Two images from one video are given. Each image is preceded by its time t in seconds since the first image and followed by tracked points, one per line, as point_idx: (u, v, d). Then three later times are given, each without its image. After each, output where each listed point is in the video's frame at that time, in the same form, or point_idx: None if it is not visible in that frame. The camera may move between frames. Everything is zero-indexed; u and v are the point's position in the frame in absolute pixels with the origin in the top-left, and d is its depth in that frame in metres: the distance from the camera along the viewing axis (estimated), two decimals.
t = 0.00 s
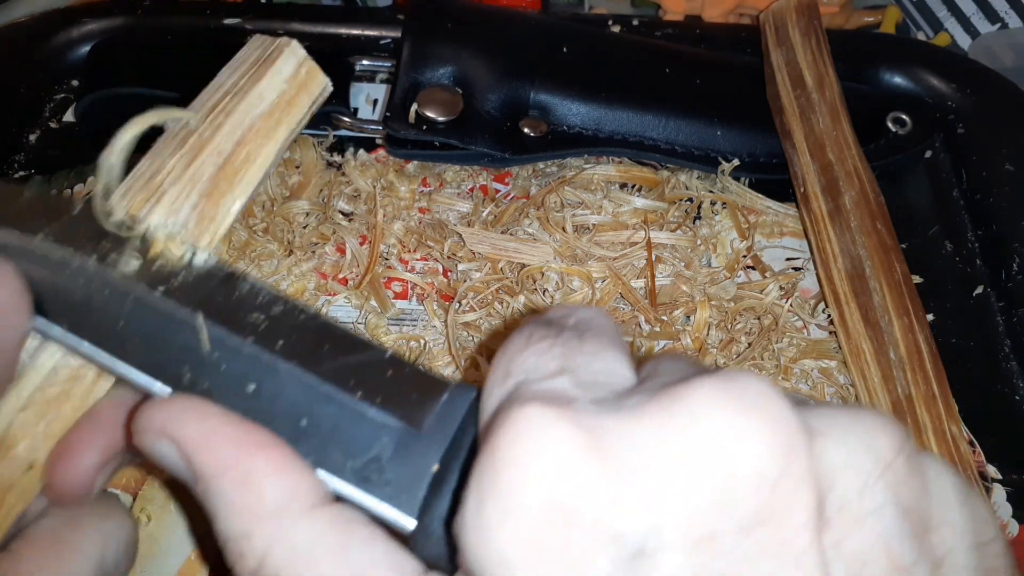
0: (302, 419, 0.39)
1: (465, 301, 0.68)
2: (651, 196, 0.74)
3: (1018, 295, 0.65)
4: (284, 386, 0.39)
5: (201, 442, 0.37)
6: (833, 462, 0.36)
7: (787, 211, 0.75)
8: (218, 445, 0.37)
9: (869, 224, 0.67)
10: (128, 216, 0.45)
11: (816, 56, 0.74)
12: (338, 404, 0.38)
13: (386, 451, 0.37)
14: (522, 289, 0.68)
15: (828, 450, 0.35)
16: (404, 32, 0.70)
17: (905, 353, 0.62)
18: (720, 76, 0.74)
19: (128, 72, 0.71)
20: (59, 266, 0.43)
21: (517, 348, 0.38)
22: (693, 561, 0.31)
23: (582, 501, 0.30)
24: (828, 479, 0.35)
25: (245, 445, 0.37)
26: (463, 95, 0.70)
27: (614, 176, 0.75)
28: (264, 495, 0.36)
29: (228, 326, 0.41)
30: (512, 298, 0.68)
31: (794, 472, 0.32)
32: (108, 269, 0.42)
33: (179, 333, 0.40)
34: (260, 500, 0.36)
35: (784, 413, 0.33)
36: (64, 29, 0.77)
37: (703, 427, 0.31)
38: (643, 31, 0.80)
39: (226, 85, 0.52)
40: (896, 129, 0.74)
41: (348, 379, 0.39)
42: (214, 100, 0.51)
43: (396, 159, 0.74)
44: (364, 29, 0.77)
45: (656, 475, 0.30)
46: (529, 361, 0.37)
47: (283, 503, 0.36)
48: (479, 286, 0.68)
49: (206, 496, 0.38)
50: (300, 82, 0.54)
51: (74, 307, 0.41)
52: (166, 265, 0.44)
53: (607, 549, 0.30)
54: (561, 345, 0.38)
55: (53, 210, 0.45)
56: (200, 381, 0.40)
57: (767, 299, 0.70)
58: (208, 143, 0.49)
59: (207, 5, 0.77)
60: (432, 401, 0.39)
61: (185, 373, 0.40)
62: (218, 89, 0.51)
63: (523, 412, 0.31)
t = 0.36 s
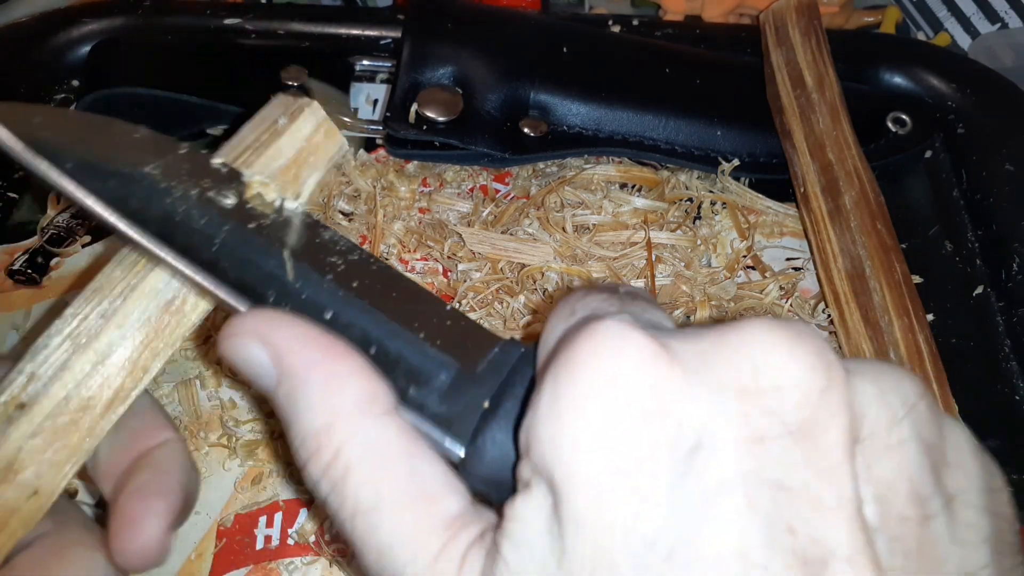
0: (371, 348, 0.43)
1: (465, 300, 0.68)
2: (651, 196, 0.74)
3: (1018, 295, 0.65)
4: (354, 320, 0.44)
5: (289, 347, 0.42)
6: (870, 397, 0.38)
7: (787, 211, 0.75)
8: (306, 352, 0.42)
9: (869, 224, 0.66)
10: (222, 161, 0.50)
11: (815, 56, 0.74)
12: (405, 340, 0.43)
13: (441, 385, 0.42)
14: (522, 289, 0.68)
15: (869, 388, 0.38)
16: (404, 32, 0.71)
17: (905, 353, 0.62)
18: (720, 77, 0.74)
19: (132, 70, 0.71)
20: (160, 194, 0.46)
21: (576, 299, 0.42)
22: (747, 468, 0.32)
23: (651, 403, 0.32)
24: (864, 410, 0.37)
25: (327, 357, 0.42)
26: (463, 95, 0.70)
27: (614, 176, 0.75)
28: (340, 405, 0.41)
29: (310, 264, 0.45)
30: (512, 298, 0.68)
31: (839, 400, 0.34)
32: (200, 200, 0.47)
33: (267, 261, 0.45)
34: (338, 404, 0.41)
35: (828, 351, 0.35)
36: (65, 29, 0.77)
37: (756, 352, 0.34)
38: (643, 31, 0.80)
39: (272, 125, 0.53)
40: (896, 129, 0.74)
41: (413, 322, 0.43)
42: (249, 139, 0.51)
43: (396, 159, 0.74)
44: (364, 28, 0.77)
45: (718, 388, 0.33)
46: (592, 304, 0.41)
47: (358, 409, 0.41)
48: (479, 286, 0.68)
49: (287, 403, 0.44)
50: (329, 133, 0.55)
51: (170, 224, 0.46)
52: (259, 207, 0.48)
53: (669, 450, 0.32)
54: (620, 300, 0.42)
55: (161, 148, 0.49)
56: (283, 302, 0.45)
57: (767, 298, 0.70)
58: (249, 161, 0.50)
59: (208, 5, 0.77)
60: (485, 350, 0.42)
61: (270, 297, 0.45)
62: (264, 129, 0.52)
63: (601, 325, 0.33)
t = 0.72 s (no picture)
0: (448, 321, 0.42)
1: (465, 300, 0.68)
2: (651, 196, 0.74)
3: (1018, 295, 0.65)
4: (426, 297, 0.43)
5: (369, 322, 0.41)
6: (953, 445, 0.34)
7: (787, 211, 0.75)
8: (392, 320, 0.41)
9: (869, 224, 0.66)
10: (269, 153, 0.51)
11: (816, 56, 0.74)
12: (483, 329, 0.42)
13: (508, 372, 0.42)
14: (522, 289, 0.67)
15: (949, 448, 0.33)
16: (404, 32, 0.71)
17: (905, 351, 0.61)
18: (719, 77, 0.74)
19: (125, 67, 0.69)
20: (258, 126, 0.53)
21: (668, 297, 0.39)
22: (841, 521, 0.30)
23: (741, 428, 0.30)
24: (952, 460, 0.33)
25: (415, 327, 0.40)
26: (463, 95, 0.70)
27: (614, 176, 0.75)
28: (422, 394, 0.38)
29: (388, 231, 0.46)
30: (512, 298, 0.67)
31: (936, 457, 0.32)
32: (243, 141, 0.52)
33: (351, 222, 0.46)
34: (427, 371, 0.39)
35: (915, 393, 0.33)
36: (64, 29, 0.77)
37: (857, 386, 0.32)
38: (643, 31, 0.81)
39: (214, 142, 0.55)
40: (896, 130, 0.75)
41: (500, 322, 0.44)
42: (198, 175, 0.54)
43: (396, 159, 0.74)
44: (364, 29, 0.77)
45: (815, 418, 0.31)
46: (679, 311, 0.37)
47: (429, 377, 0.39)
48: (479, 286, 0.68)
49: (361, 384, 0.39)
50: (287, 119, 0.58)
51: (257, 163, 0.51)
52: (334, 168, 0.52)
53: (762, 488, 0.30)
54: (706, 307, 0.38)
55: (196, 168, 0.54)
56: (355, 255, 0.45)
57: (767, 299, 0.70)
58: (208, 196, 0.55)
59: (208, 5, 0.77)
60: (542, 352, 0.43)
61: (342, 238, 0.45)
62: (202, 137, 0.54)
63: (693, 347, 0.32)
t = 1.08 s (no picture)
0: (308, 495, 0.36)
1: (465, 301, 0.68)
2: (651, 196, 0.74)
3: (1018, 295, 0.65)
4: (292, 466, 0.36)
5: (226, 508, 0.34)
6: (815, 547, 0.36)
7: (787, 211, 0.75)
8: (242, 511, 0.35)
9: (869, 224, 0.66)
10: (148, 293, 0.42)
11: (816, 56, 0.73)
12: (342, 481, 0.35)
13: (384, 530, 0.35)
14: (522, 289, 0.68)
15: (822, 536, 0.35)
16: (404, 32, 0.71)
17: (904, 353, 0.61)
18: (720, 77, 0.74)
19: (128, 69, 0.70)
20: (79, 337, 0.38)
21: (534, 428, 0.39)
22: None
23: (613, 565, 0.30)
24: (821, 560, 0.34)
25: (265, 516, 0.35)
26: (462, 95, 0.70)
27: (614, 176, 0.75)
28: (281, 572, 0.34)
29: (240, 402, 0.37)
30: (512, 298, 0.68)
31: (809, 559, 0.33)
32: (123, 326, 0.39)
33: (193, 406, 0.37)
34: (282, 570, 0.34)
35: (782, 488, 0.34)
36: (65, 30, 0.76)
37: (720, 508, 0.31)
38: (643, 31, 0.81)
39: (214, 87, 0.48)
40: (896, 130, 0.74)
41: (353, 460, 0.36)
42: (209, 124, 0.47)
43: (396, 159, 0.74)
44: (364, 29, 0.77)
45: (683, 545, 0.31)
46: (551, 437, 0.38)
47: None
48: (479, 286, 0.68)
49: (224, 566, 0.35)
50: (270, 77, 0.50)
51: (91, 369, 0.38)
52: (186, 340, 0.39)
53: None
54: (578, 424, 0.39)
55: (80, 281, 0.40)
56: (213, 452, 0.37)
57: (767, 298, 0.70)
58: (217, 151, 0.47)
59: (208, 5, 0.77)
60: (428, 486, 0.36)
61: (198, 446, 0.37)
62: (211, 86, 0.48)
63: (564, 480, 0.32)
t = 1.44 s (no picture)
0: (300, 521, 0.31)
1: (465, 301, 0.68)
2: (651, 196, 0.74)
3: (1019, 295, 0.65)
4: (283, 489, 0.31)
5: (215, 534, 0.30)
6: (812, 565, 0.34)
7: (787, 211, 0.75)
8: (232, 542, 0.30)
9: (869, 224, 0.66)
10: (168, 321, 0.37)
11: (816, 56, 0.73)
12: (335, 506, 0.30)
13: (377, 559, 0.29)
14: (522, 289, 0.68)
15: (817, 572, 0.33)
16: (405, 32, 0.71)
17: (904, 353, 0.62)
18: (719, 77, 0.74)
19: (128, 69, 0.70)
20: (75, 357, 0.33)
21: (524, 453, 0.38)
22: None
23: None
24: None
25: (256, 546, 0.30)
26: (462, 95, 0.70)
27: (614, 176, 0.75)
28: None
29: (235, 425, 0.31)
30: (512, 298, 0.68)
31: None
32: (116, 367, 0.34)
33: (187, 427, 0.32)
34: None
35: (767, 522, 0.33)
36: (64, 29, 0.76)
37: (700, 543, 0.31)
38: (643, 31, 0.81)
39: (241, 113, 0.41)
40: (896, 130, 0.74)
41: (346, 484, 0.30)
42: (235, 150, 0.40)
43: (396, 159, 0.74)
44: (365, 28, 0.77)
45: None
46: (537, 467, 0.37)
47: None
48: (479, 286, 0.68)
49: None
50: (297, 101, 0.41)
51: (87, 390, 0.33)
52: (181, 362, 0.35)
53: None
54: (567, 453, 0.38)
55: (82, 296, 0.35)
56: (208, 477, 0.32)
57: (767, 299, 0.70)
58: (243, 174, 0.40)
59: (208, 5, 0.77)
60: (424, 511, 0.30)
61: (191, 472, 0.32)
62: (236, 112, 0.41)
63: (545, 510, 0.31)
